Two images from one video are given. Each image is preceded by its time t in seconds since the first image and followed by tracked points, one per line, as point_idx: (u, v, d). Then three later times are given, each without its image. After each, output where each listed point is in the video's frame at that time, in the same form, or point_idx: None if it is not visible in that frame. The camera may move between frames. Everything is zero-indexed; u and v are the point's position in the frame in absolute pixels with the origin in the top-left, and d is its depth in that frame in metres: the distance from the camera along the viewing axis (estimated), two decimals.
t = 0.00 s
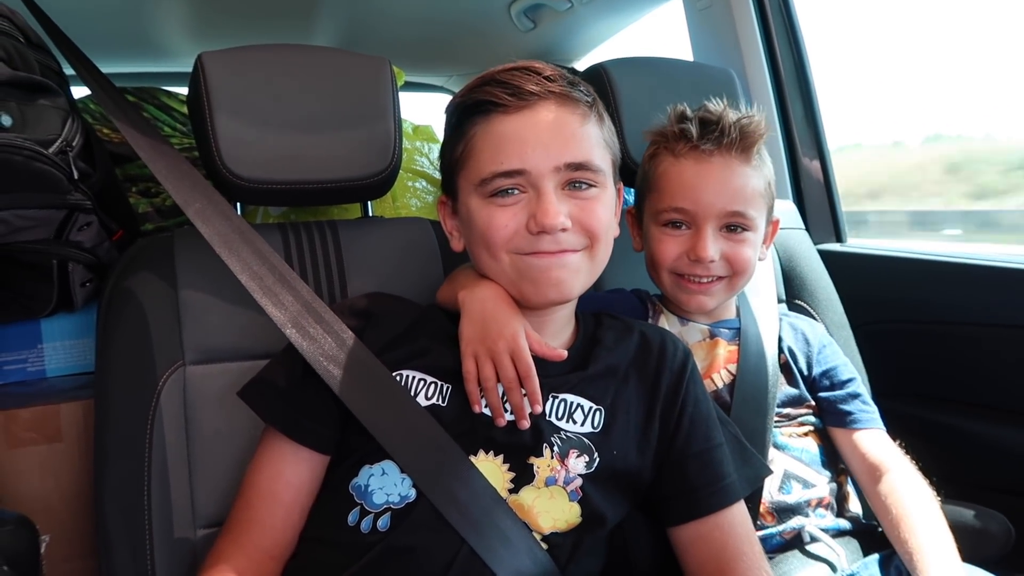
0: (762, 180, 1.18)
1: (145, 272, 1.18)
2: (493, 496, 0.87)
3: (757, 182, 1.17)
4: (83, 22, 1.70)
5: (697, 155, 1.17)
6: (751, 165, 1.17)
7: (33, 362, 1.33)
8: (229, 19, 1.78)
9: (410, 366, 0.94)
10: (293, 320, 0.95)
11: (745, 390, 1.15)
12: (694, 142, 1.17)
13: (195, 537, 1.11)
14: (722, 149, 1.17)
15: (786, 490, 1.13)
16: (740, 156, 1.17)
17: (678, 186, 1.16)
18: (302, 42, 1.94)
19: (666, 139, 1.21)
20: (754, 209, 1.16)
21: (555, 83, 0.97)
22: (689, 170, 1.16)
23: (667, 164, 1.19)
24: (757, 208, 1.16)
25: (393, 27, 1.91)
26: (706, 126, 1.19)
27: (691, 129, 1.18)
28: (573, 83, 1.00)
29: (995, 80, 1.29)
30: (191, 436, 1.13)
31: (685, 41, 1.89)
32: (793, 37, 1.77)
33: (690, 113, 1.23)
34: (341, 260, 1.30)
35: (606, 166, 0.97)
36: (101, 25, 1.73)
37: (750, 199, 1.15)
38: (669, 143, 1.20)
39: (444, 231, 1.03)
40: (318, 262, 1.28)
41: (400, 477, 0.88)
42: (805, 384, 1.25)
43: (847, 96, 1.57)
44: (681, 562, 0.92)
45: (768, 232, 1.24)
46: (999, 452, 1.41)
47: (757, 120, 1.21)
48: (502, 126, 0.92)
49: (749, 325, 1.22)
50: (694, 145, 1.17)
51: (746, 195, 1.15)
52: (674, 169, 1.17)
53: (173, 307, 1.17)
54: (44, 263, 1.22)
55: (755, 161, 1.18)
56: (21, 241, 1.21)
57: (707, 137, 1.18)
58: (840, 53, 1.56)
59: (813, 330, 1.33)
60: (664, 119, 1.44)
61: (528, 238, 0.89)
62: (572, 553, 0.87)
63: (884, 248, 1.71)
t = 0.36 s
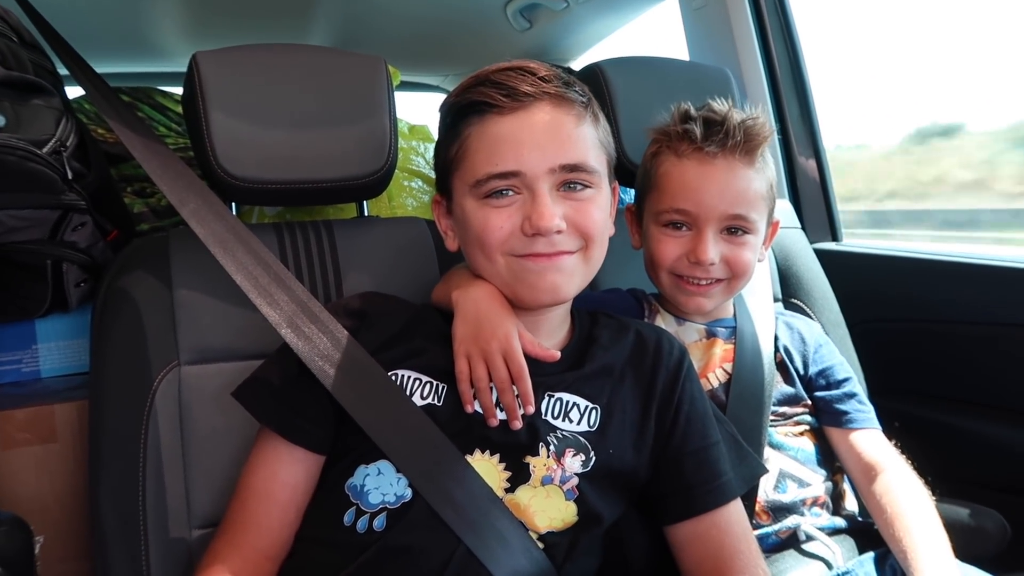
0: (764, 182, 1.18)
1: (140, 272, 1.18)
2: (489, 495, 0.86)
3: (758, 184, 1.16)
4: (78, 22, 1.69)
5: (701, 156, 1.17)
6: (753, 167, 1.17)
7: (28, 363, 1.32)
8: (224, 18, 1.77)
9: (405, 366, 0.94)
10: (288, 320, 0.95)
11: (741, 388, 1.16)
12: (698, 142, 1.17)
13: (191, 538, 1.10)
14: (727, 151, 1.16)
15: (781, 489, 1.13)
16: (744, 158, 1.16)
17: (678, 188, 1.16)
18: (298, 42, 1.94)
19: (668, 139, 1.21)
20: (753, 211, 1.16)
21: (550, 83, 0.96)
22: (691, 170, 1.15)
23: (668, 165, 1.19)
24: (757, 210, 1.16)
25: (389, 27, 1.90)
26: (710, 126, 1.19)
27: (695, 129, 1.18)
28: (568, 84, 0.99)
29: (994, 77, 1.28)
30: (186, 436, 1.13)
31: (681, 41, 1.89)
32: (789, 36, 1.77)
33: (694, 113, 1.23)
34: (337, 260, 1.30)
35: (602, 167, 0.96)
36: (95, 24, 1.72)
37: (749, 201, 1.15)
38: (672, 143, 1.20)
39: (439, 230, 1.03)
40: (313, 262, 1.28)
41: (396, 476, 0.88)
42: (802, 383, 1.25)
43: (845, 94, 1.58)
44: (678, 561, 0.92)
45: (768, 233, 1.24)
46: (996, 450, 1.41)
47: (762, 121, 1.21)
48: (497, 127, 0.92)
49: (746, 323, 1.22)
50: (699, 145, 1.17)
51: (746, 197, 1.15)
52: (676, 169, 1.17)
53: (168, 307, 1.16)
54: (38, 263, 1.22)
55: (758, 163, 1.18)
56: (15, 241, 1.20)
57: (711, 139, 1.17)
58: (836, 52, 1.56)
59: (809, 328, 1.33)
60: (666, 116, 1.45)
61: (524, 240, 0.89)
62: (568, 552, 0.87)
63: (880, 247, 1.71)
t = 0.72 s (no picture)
0: (771, 188, 1.18)
1: (139, 271, 1.18)
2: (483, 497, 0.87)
3: (766, 190, 1.17)
4: (78, 19, 1.69)
5: (710, 160, 1.16)
6: (762, 173, 1.17)
7: (26, 360, 1.33)
8: (225, 17, 1.77)
9: (400, 367, 0.94)
10: (283, 322, 0.95)
11: (738, 389, 1.16)
12: (708, 146, 1.17)
13: (189, 536, 1.11)
14: (736, 156, 1.16)
15: (778, 491, 1.13)
16: (754, 164, 1.16)
17: (686, 191, 1.16)
18: (298, 40, 1.94)
19: (678, 140, 1.21)
20: (761, 217, 1.16)
21: (560, 74, 0.97)
22: (699, 174, 1.15)
23: (676, 167, 1.19)
24: (764, 217, 1.16)
25: (390, 26, 1.90)
26: (720, 130, 1.19)
27: (706, 133, 1.17)
28: (577, 79, 1.01)
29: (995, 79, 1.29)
30: (183, 435, 1.13)
31: (681, 41, 1.89)
32: (789, 38, 1.77)
33: (704, 116, 1.22)
34: (335, 260, 1.30)
35: (608, 160, 0.97)
36: (94, 23, 1.72)
37: (757, 207, 1.15)
38: (681, 145, 1.20)
39: (441, 227, 1.03)
40: (312, 261, 1.28)
41: (390, 478, 0.88)
42: (800, 385, 1.25)
43: (845, 95, 1.57)
44: (674, 562, 0.92)
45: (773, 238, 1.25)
46: (993, 452, 1.41)
47: (772, 127, 1.21)
48: (505, 114, 0.93)
49: (744, 325, 1.22)
50: (708, 150, 1.16)
51: (754, 203, 1.15)
52: (684, 172, 1.17)
53: (165, 306, 1.17)
54: (37, 261, 1.22)
55: (767, 170, 1.18)
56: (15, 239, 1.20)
57: (720, 145, 1.16)
58: (836, 53, 1.56)
59: (807, 331, 1.33)
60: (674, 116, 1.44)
61: (529, 224, 0.88)
62: (561, 553, 0.87)
63: (879, 249, 1.71)
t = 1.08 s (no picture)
0: (766, 177, 1.18)
1: (135, 267, 1.18)
2: (475, 495, 0.87)
3: (761, 178, 1.17)
4: (74, 15, 1.69)
5: (703, 147, 1.17)
6: (756, 160, 1.17)
7: (21, 356, 1.32)
8: (222, 13, 1.77)
9: (394, 365, 0.94)
10: (275, 317, 0.95)
11: (734, 388, 1.16)
12: (700, 133, 1.18)
13: (182, 533, 1.10)
14: (728, 142, 1.17)
15: (771, 490, 1.13)
16: (747, 151, 1.17)
17: (681, 179, 1.16)
18: (295, 37, 1.93)
19: (671, 133, 1.22)
20: (755, 204, 1.16)
21: (567, 74, 0.98)
22: (694, 162, 1.16)
23: (671, 157, 1.19)
24: (759, 203, 1.16)
25: (387, 23, 1.90)
26: (712, 121, 1.19)
27: (698, 121, 1.19)
28: (584, 78, 1.01)
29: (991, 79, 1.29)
30: (177, 432, 1.13)
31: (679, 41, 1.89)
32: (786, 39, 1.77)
33: (696, 109, 1.23)
34: (331, 257, 1.30)
35: (611, 159, 0.97)
36: (91, 18, 1.72)
37: (752, 194, 1.15)
38: (675, 136, 1.21)
39: (440, 220, 1.02)
40: (307, 258, 1.28)
41: (382, 476, 0.88)
42: (797, 384, 1.25)
43: (843, 96, 1.57)
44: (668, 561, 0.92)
45: (768, 234, 1.25)
46: (987, 452, 1.42)
47: (764, 118, 1.21)
48: (513, 109, 0.93)
49: (741, 325, 1.22)
50: (700, 136, 1.18)
51: (748, 188, 1.15)
52: (678, 161, 1.18)
53: (160, 303, 1.16)
54: (32, 257, 1.22)
55: (760, 158, 1.18)
56: (9, 235, 1.19)
57: (713, 129, 1.18)
58: (833, 53, 1.56)
59: (805, 330, 1.33)
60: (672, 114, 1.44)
61: (533, 219, 0.89)
62: (548, 552, 0.87)
63: (875, 249, 1.72)
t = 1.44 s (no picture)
0: (770, 176, 1.19)
1: (138, 267, 1.18)
2: (479, 496, 0.87)
3: (765, 176, 1.17)
4: (79, 15, 1.69)
5: (707, 144, 1.18)
6: (759, 159, 1.18)
7: (23, 355, 1.32)
8: (228, 14, 1.77)
9: (404, 365, 0.94)
10: (284, 312, 0.95)
11: (735, 396, 1.16)
12: (705, 130, 1.19)
13: (183, 534, 1.10)
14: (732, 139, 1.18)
15: (769, 500, 1.13)
16: (750, 149, 1.17)
17: (685, 177, 1.17)
18: (300, 40, 1.94)
19: (676, 137, 1.22)
20: (760, 201, 1.16)
21: (576, 95, 0.96)
22: (698, 160, 1.17)
23: (676, 156, 1.20)
24: (763, 201, 1.16)
25: (392, 27, 1.91)
26: (717, 122, 1.20)
27: (703, 119, 1.20)
28: (595, 95, 0.99)
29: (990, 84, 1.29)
30: (179, 432, 1.13)
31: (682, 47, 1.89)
32: (789, 46, 1.78)
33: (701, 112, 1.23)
34: (333, 259, 1.30)
35: (620, 182, 0.97)
36: (96, 19, 1.72)
37: (756, 190, 1.15)
38: (679, 138, 1.22)
39: (452, 229, 1.04)
40: (310, 260, 1.28)
41: (390, 476, 0.88)
42: (800, 393, 1.25)
43: (845, 101, 1.56)
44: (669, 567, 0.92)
45: (775, 241, 1.26)
46: (988, 460, 1.42)
47: (767, 119, 1.21)
48: (520, 135, 0.92)
49: (744, 330, 1.22)
50: (704, 133, 1.19)
51: (752, 185, 1.15)
52: (683, 160, 1.18)
53: (165, 303, 1.17)
54: (36, 255, 1.22)
55: (763, 155, 1.19)
56: (14, 233, 1.20)
57: (718, 127, 1.20)
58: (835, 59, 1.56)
59: (808, 338, 1.33)
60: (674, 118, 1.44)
61: (539, 248, 0.90)
62: (553, 552, 0.87)
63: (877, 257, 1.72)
